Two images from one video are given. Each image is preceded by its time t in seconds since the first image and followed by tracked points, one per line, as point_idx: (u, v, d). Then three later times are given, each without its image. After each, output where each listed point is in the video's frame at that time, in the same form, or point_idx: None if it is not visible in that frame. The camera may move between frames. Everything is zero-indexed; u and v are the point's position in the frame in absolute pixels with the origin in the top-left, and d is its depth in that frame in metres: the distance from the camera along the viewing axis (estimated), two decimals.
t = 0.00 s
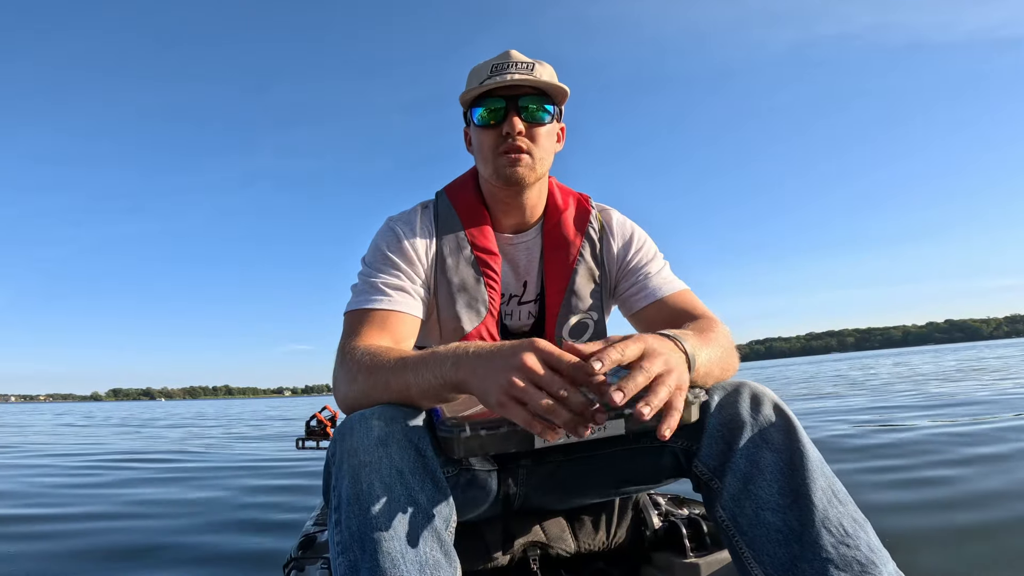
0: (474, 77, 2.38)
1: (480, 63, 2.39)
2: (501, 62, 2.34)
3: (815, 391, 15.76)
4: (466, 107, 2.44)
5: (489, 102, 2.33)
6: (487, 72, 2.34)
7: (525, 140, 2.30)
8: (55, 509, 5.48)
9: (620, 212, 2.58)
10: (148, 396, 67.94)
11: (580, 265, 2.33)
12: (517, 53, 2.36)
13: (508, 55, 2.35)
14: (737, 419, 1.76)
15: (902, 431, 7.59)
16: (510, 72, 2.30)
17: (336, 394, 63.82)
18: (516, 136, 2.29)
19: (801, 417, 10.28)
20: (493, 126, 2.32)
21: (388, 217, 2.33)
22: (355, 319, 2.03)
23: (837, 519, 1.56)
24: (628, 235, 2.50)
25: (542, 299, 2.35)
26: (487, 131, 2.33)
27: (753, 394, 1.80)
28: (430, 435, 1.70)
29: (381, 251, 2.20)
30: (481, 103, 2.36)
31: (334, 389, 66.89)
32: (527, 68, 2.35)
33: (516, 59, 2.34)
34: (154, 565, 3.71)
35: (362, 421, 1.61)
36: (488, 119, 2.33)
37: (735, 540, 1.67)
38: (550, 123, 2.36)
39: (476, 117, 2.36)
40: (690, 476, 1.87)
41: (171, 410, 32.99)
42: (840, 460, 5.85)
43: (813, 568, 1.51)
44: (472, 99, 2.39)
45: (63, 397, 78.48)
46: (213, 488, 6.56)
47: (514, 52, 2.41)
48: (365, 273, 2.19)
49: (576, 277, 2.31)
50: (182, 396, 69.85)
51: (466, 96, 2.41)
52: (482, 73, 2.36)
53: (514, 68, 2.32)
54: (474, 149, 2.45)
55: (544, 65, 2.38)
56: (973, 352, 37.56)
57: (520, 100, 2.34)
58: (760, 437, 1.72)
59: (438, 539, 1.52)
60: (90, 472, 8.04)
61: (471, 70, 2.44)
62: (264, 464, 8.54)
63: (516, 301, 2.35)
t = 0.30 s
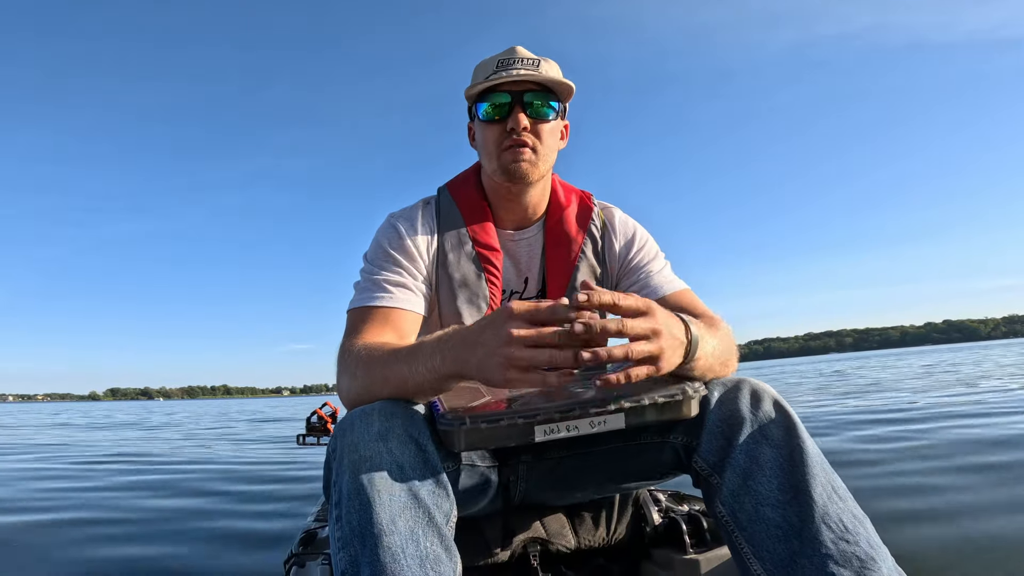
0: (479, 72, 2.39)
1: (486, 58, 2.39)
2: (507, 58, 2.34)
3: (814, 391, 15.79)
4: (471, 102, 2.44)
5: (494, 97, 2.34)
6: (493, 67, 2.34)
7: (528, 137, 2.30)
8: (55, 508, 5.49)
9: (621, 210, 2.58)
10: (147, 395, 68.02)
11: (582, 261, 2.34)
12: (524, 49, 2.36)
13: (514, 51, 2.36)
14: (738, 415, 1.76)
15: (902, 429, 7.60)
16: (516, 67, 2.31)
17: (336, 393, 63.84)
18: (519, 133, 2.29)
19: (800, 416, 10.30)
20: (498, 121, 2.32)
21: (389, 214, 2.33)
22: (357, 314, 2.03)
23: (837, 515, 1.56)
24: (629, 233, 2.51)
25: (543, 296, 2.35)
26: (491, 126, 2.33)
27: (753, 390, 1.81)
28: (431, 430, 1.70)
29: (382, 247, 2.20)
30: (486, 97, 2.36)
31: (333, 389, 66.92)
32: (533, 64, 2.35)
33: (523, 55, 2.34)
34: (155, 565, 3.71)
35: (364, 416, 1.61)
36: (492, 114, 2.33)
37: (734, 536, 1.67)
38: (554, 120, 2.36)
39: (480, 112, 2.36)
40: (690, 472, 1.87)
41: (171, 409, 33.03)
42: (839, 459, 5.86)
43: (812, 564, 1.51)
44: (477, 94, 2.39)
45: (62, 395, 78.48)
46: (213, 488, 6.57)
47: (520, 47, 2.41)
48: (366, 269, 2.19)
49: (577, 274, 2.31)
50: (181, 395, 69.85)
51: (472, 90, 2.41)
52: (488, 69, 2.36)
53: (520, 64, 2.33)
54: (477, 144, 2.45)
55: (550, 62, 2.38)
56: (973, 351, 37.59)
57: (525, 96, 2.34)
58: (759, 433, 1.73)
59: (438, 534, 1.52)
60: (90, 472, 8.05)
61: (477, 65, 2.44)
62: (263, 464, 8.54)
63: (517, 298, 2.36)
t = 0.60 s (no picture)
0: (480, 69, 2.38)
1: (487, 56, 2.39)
2: (508, 56, 2.33)
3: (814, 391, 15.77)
4: (472, 100, 2.44)
5: (493, 95, 2.33)
6: (494, 66, 2.34)
7: (527, 136, 2.30)
8: (55, 507, 5.49)
9: (622, 208, 2.58)
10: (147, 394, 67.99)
11: (582, 260, 2.34)
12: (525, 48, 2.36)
13: (515, 49, 2.35)
14: (738, 412, 1.77)
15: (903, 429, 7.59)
16: (517, 66, 2.31)
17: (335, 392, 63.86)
18: (517, 133, 2.29)
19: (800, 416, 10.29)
20: (497, 120, 2.31)
21: (388, 213, 2.33)
22: (357, 312, 2.03)
23: (836, 512, 1.56)
24: (630, 231, 2.51)
25: (543, 294, 2.35)
26: (491, 125, 2.33)
27: (753, 386, 1.82)
28: (431, 428, 1.70)
29: (381, 246, 2.20)
30: (486, 96, 2.36)
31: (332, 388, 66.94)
32: (535, 63, 2.35)
33: (523, 53, 2.34)
34: (156, 563, 3.72)
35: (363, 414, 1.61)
36: (492, 113, 2.32)
37: (734, 533, 1.67)
38: (555, 119, 2.36)
39: (480, 111, 2.35)
40: (690, 468, 1.87)
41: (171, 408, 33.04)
42: (839, 458, 5.87)
43: (812, 560, 1.51)
44: (477, 93, 2.39)
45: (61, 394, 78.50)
46: (213, 487, 6.58)
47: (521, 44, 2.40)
48: (366, 268, 2.19)
49: (578, 272, 2.31)
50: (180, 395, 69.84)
51: (472, 88, 2.41)
52: (488, 67, 2.36)
53: (521, 62, 2.32)
54: (477, 142, 2.45)
55: (552, 60, 2.38)
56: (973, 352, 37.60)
57: (525, 95, 2.34)
58: (759, 429, 1.73)
59: (438, 532, 1.53)
60: (90, 471, 8.05)
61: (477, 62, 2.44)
62: (263, 463, 8.54)
63: (517, 296, 2.36)
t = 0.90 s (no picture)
0: (480, 69, 2.38)
1: (486, 56, 2.38)
2: (507, 56, 2.33)
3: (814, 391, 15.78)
4: (471, 100, 2.43)
5: (494, 96, 2.33)
6: (493, 66, 2.33)
7: (528, 138, 2.30)
8: (55, 507, 5.49)
9: (620, 207, 2.58)
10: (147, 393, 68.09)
11: (581, 259, 2.34)
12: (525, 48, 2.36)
13: (514, 48, 2.35)
14: (737, 410, 1.77)
15: (902, 429, 7.60)
16: (516, 66, 2.31)
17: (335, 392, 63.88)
18: (518, 135, 2.29)
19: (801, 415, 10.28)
20: (497, 121, 2.31)
21: (387, 213, 2.33)
22: (356, 313, 2.03)
23: (836, 510, 1.56)
24: (629, 230, 2.52)
25: (542, 294, 2.34)
26: (490, 126, 2.32)
27: (751, 384, 1.82)
28: (430, 427, 1.70)
29: (380, 247, 2.20)
30: (486, 97, 2.35)
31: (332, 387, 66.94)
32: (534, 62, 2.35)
33: (524, 53, 2.34)
34: (155, 562, 3.72)
35: (362, 414, 1.61)
36: (492, 113, 2.32)
37: (734, 532, 1.67)
38: (555, 120, 2.36)
39: (480, 111, 2.35)
40: (689, 467, 1.87)
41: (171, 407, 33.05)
42: (839, 458, 5.86)
43: (811, 559, 1.51)
44: (477, 93, 2.39)
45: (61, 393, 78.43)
46: (213, 486, 6.58)
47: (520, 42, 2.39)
48: (364, 269, 2.19)
49: (576, 272, 2.31)
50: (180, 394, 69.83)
51: (472, 89, 2.40)
52: (487, 67, 2.36)
53: (521, 63, 2.32)
54: (476, 143, 2.45)
55: (551, 59, 2.38)
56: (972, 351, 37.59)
57: (526, 95, 2.34)
58: (759, 428, 1.73)
59: (438, 532, 1.52)
60: (90, 470, 8.05)
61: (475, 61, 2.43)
62: (263, 462, 8.54)
63: (516, 296, 2.35)
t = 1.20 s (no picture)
0: (478, 72, 2.37)
1: (485, 59, 2.38)
2: (507, 60, 2.32)
3: (814, 391, 15.76)
4: (469, 105, 2.42)
5: (491, 104, 2.31)
6: (492, 70, 2.33)
7: (525, 147, 2.29)
8: (54, 506, 5.48)
9: (619, 208, 2.58)
10: (146, 393, 68.05)
11: (581, 262, 2.33)
12: (525, 52, 2.34)
13: (514, 51, 2.34)
14: (737, 410, 1.77)
15: (902, 429, 7.60)
16: (515, 72, 2.30)
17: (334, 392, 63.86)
18: (516, 144, 2.28)
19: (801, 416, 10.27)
20: (494, 127, 2.30)
21: (386, 214, 2.33)
22: (357, 314, 2.04)
23: (836, 510, 1.56)
24: (628, 232, 2.52)
25: (541, 296, 2.36)
26: (487, 132, 2.31)
27: (752, 385, 1.82)
28: (429, 428, 1.70)
29: (380, 248, 2.20)
30: (483, 103, 2.34)
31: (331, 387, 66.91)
32: (533, 67, 2.34)
33: (523, 59, 2.32)
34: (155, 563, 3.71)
35: (361, 415, 1.61)
36: (489, 119, 2.30)
37: (734, 531, 1.66)
38: (553, 127, 2.34)
39: (477, 117, 2.34)
40: (690, 467, 1.87)
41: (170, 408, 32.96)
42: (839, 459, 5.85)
43: (812, 558, 1.51)
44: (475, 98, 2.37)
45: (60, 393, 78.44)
46: (213, 486, 6.57)
47: (520, 45, 2.38)
48: (365, 270, 2.19)
49: (577, 274, 2.31)
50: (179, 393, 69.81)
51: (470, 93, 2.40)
52: (485, 71, 2.35)
53: (520, 67, 2.31)
54: (475, 147, 2.44)
55: (550, 64, 2.36)
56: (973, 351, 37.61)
57: (524, 101, 2.32)
58: (759, 427, 1.73)
59: (438, 532, 1.53)
60: (90, 470, 8.03)
61: (474, 64, 2.42)
62: (263, 462, 8.52)
63: (515, 298, 2.36)
